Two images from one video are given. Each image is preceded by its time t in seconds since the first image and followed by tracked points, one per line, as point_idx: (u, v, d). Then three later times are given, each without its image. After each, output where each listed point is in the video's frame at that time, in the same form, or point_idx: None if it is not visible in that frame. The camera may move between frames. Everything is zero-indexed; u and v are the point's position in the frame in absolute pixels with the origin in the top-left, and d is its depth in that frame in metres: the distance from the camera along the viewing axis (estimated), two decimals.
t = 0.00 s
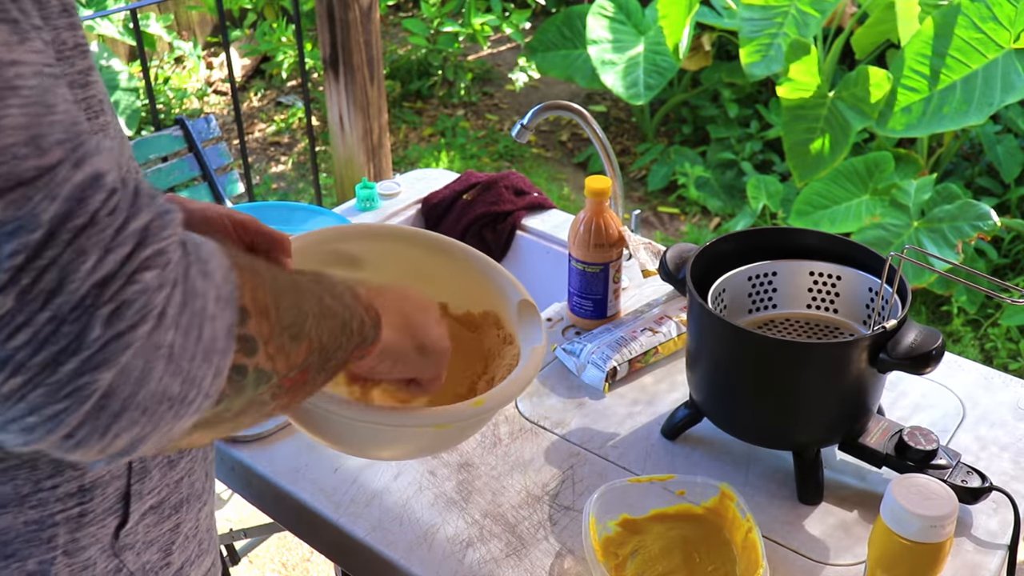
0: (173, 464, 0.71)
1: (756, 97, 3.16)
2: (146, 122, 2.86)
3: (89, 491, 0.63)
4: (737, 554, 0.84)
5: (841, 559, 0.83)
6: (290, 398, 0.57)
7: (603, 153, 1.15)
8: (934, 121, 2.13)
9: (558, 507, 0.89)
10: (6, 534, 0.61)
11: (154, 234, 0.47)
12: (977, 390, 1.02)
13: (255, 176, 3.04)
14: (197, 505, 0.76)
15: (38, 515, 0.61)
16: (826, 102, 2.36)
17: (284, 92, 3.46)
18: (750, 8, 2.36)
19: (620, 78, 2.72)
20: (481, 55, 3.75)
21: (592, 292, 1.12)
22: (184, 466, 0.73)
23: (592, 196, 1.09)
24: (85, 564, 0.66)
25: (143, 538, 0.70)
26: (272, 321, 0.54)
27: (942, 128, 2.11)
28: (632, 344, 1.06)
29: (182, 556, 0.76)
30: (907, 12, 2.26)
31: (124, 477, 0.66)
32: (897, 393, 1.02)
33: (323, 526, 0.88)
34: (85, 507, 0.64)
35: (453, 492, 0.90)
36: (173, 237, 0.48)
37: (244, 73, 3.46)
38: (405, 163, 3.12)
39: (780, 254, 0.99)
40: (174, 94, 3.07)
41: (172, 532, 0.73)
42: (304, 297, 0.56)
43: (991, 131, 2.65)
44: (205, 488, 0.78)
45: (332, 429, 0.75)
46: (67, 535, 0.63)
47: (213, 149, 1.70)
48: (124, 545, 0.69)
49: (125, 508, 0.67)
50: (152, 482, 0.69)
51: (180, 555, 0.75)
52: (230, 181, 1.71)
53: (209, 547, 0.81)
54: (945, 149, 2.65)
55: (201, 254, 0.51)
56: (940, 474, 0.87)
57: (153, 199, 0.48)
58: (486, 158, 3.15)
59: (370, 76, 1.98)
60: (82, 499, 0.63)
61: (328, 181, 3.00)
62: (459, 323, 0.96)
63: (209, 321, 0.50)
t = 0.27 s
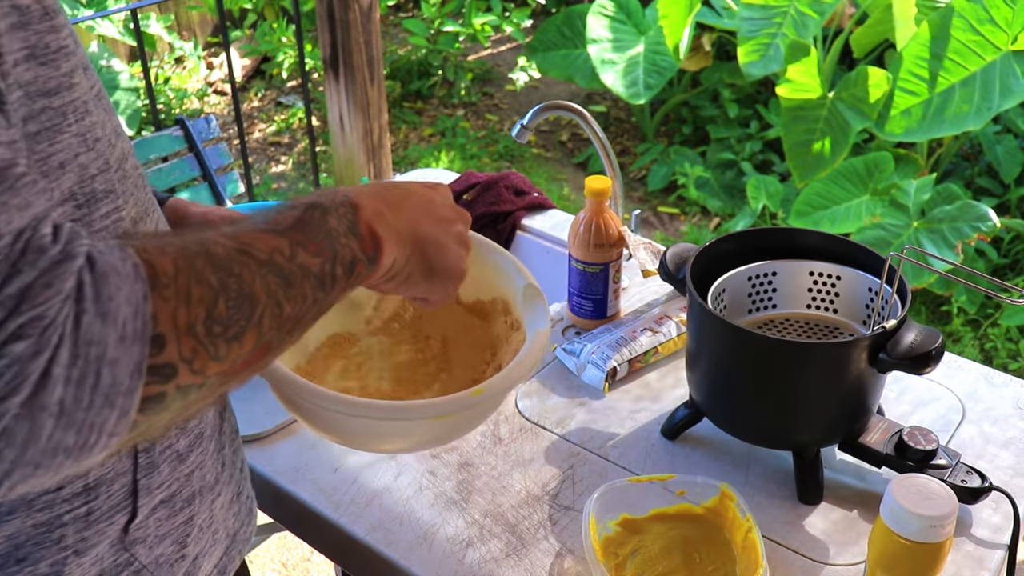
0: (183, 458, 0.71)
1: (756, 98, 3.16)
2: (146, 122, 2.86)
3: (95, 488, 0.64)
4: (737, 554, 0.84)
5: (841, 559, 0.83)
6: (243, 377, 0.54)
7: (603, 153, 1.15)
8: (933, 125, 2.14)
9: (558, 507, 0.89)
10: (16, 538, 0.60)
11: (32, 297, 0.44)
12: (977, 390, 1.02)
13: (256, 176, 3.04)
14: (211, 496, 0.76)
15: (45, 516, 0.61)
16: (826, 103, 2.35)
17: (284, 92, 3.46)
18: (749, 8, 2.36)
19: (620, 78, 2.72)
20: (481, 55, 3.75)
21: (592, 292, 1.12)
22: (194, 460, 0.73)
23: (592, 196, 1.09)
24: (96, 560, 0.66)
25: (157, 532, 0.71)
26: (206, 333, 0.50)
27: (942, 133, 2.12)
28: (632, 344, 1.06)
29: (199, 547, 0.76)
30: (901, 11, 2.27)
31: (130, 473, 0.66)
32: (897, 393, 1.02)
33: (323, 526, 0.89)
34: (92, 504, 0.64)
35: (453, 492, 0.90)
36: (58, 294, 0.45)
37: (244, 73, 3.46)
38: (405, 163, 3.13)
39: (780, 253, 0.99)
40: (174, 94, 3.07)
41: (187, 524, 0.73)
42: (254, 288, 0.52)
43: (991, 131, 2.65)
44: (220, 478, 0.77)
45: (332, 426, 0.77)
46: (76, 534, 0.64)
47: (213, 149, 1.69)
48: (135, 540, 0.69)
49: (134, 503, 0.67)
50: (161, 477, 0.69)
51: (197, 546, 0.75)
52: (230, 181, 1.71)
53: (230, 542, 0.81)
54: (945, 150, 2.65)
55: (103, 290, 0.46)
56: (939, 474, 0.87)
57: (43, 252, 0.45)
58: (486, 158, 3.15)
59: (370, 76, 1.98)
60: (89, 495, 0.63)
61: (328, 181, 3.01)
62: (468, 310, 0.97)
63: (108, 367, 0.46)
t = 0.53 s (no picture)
0: (195, 458, 0.71)
1: (756, 97, 3.16)
2: (145, 122, 2.86)
3: (99, 489, 0.64)
4: (738, 556, 0.84)
5: (840, 559, 0.83)
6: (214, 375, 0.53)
7: (603, 153, 1.15)
8: (934, 121, 2.14)
9: (558, 507, 0.89)
10: (14, 535, 0.61)
11: None
12: (977, 391, 1.02)
13: (256, 176, 3.04)
14: (229, 495, 0.76)
15: (44, 514, 0.62)
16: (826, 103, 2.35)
17: (284, 92, 3.47)
18: (750, 8, 2.36)
19: (620, 78, 2.72)
20: (481, 56, 3.76)
21: (593, 292, 1.12)
22: (207, 460, 0.72)
23: (592, 196, 1.09)
24: (102, 560, 0.66)
25: (168, 533, 0.70)
26: (157, 331, 0.49)
27: (942, 129, 2.11)
28: (632, 344, 1.06)
29: (217, 548, 0.76)
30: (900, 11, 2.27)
31: (136, 473, 0.66)
32: (897, 393, 1.02)
33: (324, 526, 0.89)
34: (95, 505, 0.64)
35: (453, 492, 0.90)
36: None
37: (244, 73, 3.47)
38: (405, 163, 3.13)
39: (779, 253, 0.99)
40: (174, 94, 3.08)
41: (201, 524, 0.73)
42: (216, 282, 0.51)
43: (991, 131, 2.66)
44: (241, 477, 0.77)
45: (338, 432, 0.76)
46: (77, 532, 0.64)
47: (213, 148, 1.70)
48: (145, 540, 0.69)
49: (141, 503, 0.67)
50: (170, 477, 0.69)
51: (213, 546, 0.75)
52: (230, 181, 1.71)
53: (251, 541, 0.80)
54: (945, 150, 2.65)
55: (35, 291, 0.44)
56: (939, 474, 0.87)
57: None
58: (486, 159, 3.15)
59: (370, 76, 1.98)
60: (89, 495, 0.63)
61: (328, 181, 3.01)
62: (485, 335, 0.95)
63: (41, 374, 0.44)
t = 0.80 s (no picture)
0: (183, 468, 0.70)
1: (756, 97, 3.16)
2: (145, 122, 2.86)
3: (78, 497, 0.63)
4: (737, 558, 0.84)
5: (839, 559, 0.83)
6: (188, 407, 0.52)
7: (604, 153, 1.15)
8: (933, 123, 2.14)
9: (558, 507, 0.89)
10: None
11: None
12: (977, 391, 1.02)
13: (256, 176, 3.04)
14: (219, 506, 0.74)
15: (24, 521, 0.60)
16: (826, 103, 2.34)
17: (284, 92, 3.47)
18: (750, 8, 2.36)
19: (620, 78, 2.72)
20: (481, 55, 3.76)
21: (593, 292, 1.12)
22: (196, 469, 0.71)
23: (592, 196, 1.09)
24: (80, 567, 0.65)
25: (152, 542, 0.69)
26: (130, 360, 0.47)
27: (941, 130, 2.11)
28: (632, 344, 1.06)
29: (202, 559, 0.74)
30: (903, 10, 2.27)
31: (119, 481, 0.65)
32: (897, 393, 1.02)
33: (324, 526, 0.89)
34: (75, 512, 0.63)
35: (453, 492, 0.90)
36: None
37: (244, 73, 3.47)
38: (405, 163, 3.13)
39: (779, 253, 0.99)
40: (174, 94, 3.08)
41: (188, 534, 0.72)
42: (197, 315, 0.50)
43: (991, 131, 2.65)
44: (234, 488, 0.76)
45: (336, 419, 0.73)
46: (58, 541, 0.63)
47: (213, 148, 1.70)
48: (126, 549, 0.67)
49: (123, 511, 0.66)
50: (155, 486, 0.68)
51: (199, 557, 0.73)
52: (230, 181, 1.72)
53: (245, 554, 0.79)
54: (945, 150, 2.65)
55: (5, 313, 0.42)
56: (939, 474, 0.87)
57: None
58: (486, 158, 3.15)
59: (371, 77, 1.98)
60: (69, 502, 0.62)
61: (328, 181, 3.02)
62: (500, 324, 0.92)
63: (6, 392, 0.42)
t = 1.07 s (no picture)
0: (182, 468, 0.70)
1: (756, 97, 3.16)
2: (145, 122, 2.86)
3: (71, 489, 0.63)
4: (737, 558, 0.84)
5: (839, 559, 0.83)
6: (117, 394, 0.56)
7: (604, 153, 1.15)
8: (933, 121, 2.14)
9: (557, 507, 0.89)
10: None
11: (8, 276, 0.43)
12: (977, 391, 1.02)
13: (256, 176, 3.04)
14: (220, 508, 0.75)
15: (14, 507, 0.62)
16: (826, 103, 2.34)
17: (284, 92, 3.47)
18: (749, 7, 2.36)
19: (620, 78, 2.72)
20: (481, 55, 3.76)
21: (593, 292, 1.12)
22: (196, 470, 0.71)
23: (592, 196, 1.09)
24: (71, 558, 0.66)
25: (144, 538, 0.69)
26: (44, 351, 0.52)
27: (940, 128, 2.12)
28: (632, 344, 1.06)
29: (200, 561, 0.75)
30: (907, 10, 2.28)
31: (114, 477, 0.65)
32: (897, 394, 1.02)
33: (324, 527, 0.89)
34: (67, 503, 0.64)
35: (453, 492, 0.90)
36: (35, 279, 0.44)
37: (244, 73, 3.46)
38: (405, 163, 3.13)
39: (779, 253, 0.99)
40: (174, 94, 3.08)
41: (184, 535, 0.72)
42: (110, 300, 0.53)
43: (991, 131, 2.65)
44: (235, 492, 0.77)
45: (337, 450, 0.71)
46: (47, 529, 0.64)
47: (213, 148, 1.71)
48: (118, 545, 0.68)
49: (115, 507, 0.66)
50: (151, 484, 0.68)
51: (196, 559, 0.74)
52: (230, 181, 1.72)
53: (239, 556, 0.79)
54: (945, 150, 2.65)
55: None
56: (939, 475, 0.87)
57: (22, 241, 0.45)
58: (486, 159, 3.15)
59: (370, 78, 1.98)
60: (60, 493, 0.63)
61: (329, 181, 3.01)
62: (504, 346, 0.91)
63: None
